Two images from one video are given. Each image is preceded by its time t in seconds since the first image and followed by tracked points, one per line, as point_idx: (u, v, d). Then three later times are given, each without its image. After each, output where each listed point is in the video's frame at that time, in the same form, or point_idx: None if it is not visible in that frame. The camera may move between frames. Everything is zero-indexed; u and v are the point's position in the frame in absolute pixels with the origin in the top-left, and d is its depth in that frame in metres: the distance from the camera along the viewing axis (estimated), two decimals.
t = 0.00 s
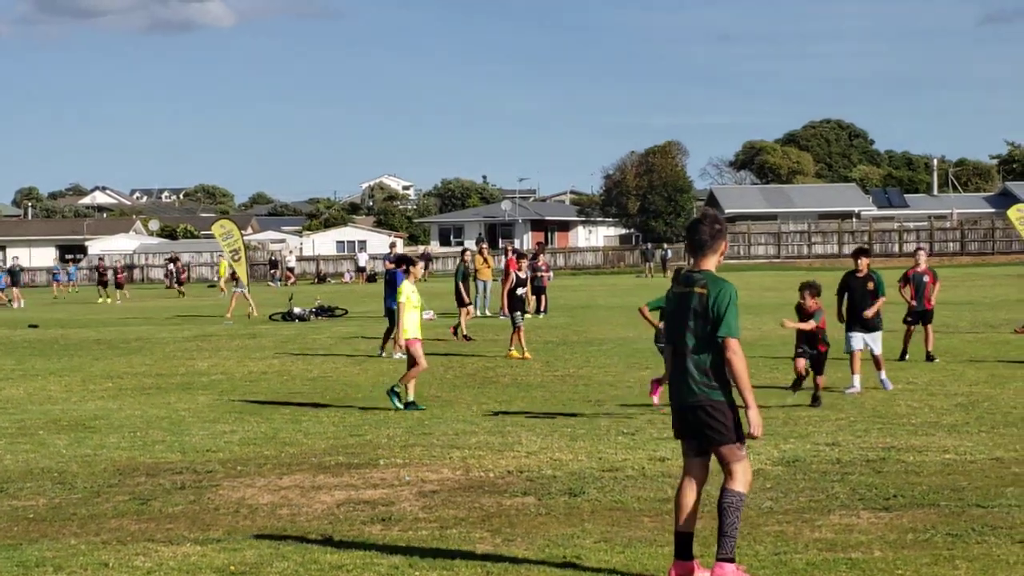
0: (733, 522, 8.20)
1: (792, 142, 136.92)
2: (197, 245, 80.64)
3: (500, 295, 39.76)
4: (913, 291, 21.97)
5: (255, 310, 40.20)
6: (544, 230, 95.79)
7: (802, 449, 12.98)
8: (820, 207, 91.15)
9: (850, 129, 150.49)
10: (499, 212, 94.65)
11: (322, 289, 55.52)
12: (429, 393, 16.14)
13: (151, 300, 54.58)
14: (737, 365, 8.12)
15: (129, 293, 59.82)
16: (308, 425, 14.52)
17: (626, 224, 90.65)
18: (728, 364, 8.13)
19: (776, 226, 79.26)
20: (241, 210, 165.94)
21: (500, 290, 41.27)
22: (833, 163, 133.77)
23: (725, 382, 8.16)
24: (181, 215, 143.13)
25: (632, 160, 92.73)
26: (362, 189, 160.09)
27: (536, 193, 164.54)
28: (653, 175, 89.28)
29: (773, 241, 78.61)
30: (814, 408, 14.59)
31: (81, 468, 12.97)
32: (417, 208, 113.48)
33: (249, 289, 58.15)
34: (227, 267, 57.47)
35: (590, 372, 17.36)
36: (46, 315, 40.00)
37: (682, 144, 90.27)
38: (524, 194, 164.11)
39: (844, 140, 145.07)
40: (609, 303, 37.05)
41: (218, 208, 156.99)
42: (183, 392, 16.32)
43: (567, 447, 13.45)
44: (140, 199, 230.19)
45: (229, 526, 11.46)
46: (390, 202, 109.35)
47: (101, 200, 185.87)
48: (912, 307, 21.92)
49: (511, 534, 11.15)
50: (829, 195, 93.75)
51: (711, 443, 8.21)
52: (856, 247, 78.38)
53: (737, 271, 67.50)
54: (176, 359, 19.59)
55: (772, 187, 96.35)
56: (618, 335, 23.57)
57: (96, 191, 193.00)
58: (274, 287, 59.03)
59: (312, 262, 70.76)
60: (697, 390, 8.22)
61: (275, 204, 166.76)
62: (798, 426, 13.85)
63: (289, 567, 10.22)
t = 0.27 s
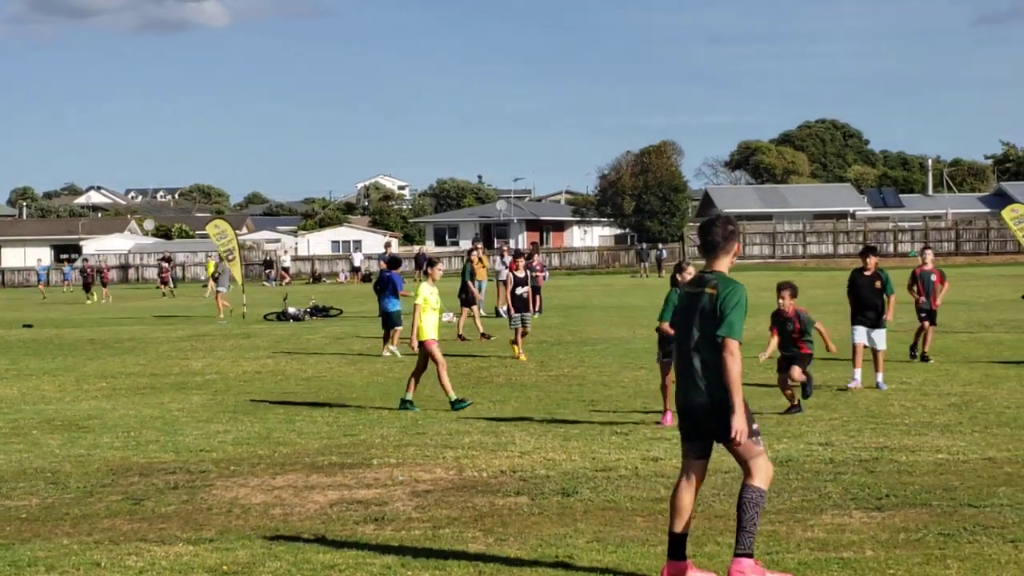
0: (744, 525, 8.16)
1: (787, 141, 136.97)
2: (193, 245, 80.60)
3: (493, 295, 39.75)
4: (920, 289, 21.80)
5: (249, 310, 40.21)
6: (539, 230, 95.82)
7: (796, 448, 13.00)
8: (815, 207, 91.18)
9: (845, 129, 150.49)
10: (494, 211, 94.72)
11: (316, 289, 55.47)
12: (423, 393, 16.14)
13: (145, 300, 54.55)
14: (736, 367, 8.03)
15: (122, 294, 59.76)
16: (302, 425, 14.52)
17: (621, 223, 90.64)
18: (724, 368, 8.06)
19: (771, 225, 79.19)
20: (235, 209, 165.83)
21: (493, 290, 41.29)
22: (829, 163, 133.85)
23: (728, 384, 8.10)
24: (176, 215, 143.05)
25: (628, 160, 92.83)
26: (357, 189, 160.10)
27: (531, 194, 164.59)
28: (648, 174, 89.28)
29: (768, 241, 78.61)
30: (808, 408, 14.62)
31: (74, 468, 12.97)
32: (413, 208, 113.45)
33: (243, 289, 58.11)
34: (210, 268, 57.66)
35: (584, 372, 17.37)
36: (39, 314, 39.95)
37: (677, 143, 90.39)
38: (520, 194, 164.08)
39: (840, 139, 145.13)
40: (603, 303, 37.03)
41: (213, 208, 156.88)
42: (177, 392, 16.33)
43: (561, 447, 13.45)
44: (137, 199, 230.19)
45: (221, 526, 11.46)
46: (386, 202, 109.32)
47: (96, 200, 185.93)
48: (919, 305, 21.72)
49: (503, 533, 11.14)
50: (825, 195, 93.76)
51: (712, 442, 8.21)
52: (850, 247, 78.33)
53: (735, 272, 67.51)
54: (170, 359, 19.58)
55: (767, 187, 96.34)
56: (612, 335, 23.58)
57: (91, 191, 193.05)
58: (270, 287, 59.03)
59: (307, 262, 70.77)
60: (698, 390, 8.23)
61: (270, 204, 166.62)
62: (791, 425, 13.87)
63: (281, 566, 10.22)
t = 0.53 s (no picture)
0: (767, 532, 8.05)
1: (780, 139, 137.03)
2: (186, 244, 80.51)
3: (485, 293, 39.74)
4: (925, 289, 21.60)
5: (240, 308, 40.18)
6: (532, 228, 95.81)
7: (787, 446, 13.00)
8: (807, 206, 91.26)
9: (837, 128, 150.61)
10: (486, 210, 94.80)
11: (309, 288, 55.39)
12: (415, 391, 16.13)
13: (136, 298, 54.44)
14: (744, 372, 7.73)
15: (113, 294, 59.64)
16: (294, 423, 14.50)
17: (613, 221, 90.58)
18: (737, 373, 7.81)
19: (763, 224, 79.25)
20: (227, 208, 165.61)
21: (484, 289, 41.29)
22: (822, 162, 133.95)
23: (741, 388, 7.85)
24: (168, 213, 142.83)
25: (621, 158, 92.92)
26: (349, 188, 159.98)
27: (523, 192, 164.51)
28: (640, 173, 89.25)
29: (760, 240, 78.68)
30: (800, 407, 14.64)
31: (65, 466, 12.95)
32: (406, 207, 113.40)
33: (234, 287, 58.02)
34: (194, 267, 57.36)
35: (576, 370, 17.37)
36: (30, 313, 39.87)
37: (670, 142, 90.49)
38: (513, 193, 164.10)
39: (833, 137, 145.24)
40: (594, 301, 37.01)
41: (205, 206, 156.62)
42: (169, 390, 16.31)
43: (552, 445, 13.42)
44: (131, 199, 229.97)
45: (213, 524, 11.44)
46: (380, 200, 109.23)
47: (88, 198, 185.63)
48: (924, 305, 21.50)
49: (494, 531, 11.13)
50: (817, 194, 93.87)
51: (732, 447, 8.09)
52: (843, 246, 78.37)
53: (730, 271, 67.55)
54: (163, 357, 19.55)
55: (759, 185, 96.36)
56: (604, 333, 23.58)
57: (82, 189, 192.84)
58: (263, 285, 58.96)
59: (300, 261, 70.72)
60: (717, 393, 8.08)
61: (262, 203, 166.40)
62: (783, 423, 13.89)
63: (272, 565, 10.20)
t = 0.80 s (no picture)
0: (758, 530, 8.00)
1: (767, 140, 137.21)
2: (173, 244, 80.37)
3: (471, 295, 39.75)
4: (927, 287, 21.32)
5: (227, 309, 40.11)
6: (520, 228, 95.81)
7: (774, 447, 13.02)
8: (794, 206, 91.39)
9: (824, 128, 150.71)
10: (474, 210, 94.83)
11: (295, 288, 55.28)
12: (401, 391, 16.13)
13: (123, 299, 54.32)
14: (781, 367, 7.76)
15: (99, 294, 59.49)
16: (280, 424, 14.49)
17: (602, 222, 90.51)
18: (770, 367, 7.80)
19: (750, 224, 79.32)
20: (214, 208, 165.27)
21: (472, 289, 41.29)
22: (809, 162, 134.14)
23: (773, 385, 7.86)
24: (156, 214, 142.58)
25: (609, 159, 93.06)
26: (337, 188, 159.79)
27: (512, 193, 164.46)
28: (629, 173, 89.24)
29: (748, 240, 78.77)
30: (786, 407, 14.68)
31: (50, 467, 12.93)
32: (393, 207, 113.36)
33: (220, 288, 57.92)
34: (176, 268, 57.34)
35: (563, 370, 17.38)
36: (16, 314, 39.76)
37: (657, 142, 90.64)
38: (501, 193, 163.97)
39: (821, 137, 145.41)
40: (582, 302, 36.99)
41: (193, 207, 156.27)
42: (155, 391, 16.29)
43: (539, 446, 13.41)
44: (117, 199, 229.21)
45: (198, 525, 11.41)
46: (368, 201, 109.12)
47: (75, 198, 185.19)
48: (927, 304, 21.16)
49: (480, 532, 11.12)
50: (804, 194, 93.99)
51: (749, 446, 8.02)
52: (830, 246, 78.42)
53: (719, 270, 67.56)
54: (150, 358, 19.51)
55: (747, 186, 96.44)
56: (591, 333, 23.60)
57: (69, 189, 192.46)
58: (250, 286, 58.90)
59: (288, 261, 70.62)
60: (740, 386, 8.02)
61: (250, 203, 166.09)
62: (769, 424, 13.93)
63: (256, 565, 10.17)
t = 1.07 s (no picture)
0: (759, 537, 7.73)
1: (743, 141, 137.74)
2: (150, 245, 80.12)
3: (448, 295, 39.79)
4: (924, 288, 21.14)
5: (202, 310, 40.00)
6: (497, 229, 95.88)
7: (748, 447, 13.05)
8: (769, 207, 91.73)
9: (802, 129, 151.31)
10: (451, 211, 94.91)
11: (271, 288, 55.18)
12: (375, 391, 16.11)
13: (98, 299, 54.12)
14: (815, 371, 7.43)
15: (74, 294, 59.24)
16: (254, 424, 14.45)
17: (578, 222, 90.55)
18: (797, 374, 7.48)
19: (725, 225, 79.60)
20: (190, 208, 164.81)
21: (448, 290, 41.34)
22: (784, 163, 134.74)
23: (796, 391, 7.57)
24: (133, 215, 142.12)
25: (585, 160, 93.25)
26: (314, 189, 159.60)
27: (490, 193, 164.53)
28: (605, 174, 89.39)
29: (723, 241, 79.04)
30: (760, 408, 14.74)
31: (21, 468, 12.86)
32: (370, 208, 113.34)
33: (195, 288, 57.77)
34: (148, 268, 57.20)
35: (538, 370, 17.40)
36: None
37: (634, 143, 90.90)
38: (478, 194, 164.08)
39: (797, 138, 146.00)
40: (559, 302, 37.05)
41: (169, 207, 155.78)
42: (128, 391, 16.23)
43: (513, 446, 13.40)
44: (92, 200, 228.38)
45: (170, 525, 11.37)
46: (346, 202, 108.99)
47: (50, 198, 184.43)
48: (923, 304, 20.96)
49: (452, 531, 11.10)
50: (779, 194, 94.45)
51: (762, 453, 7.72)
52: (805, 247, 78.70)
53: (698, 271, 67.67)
54: (124, 358, 19.44)
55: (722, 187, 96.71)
56: (566, 333, 23.64)
57: (44, 189, 191.75)
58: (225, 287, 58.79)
59: (264, 261, 70.53)
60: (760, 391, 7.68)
61: (228, 203, 165.66)
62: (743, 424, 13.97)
63: (228, 566, 10.13)
